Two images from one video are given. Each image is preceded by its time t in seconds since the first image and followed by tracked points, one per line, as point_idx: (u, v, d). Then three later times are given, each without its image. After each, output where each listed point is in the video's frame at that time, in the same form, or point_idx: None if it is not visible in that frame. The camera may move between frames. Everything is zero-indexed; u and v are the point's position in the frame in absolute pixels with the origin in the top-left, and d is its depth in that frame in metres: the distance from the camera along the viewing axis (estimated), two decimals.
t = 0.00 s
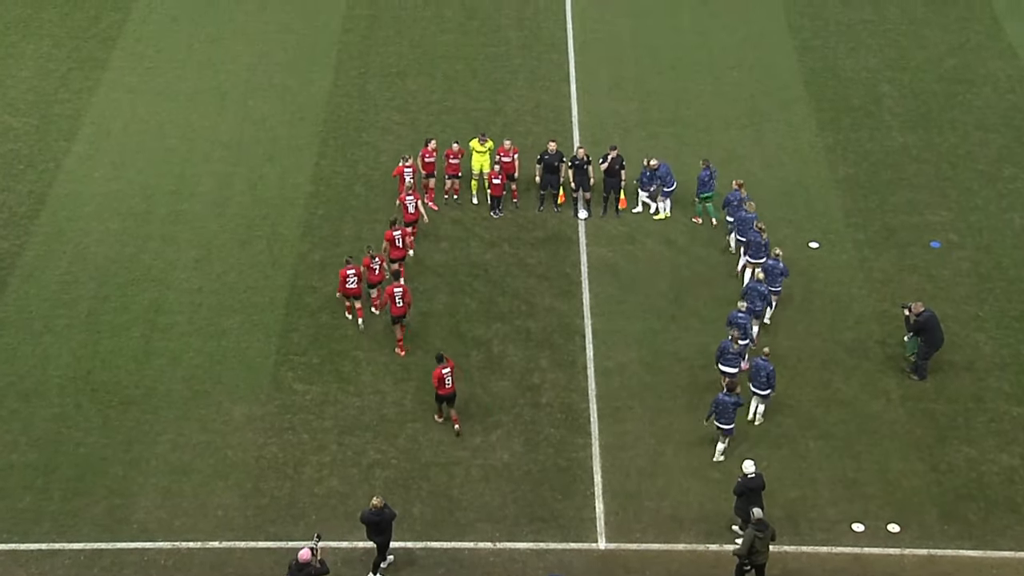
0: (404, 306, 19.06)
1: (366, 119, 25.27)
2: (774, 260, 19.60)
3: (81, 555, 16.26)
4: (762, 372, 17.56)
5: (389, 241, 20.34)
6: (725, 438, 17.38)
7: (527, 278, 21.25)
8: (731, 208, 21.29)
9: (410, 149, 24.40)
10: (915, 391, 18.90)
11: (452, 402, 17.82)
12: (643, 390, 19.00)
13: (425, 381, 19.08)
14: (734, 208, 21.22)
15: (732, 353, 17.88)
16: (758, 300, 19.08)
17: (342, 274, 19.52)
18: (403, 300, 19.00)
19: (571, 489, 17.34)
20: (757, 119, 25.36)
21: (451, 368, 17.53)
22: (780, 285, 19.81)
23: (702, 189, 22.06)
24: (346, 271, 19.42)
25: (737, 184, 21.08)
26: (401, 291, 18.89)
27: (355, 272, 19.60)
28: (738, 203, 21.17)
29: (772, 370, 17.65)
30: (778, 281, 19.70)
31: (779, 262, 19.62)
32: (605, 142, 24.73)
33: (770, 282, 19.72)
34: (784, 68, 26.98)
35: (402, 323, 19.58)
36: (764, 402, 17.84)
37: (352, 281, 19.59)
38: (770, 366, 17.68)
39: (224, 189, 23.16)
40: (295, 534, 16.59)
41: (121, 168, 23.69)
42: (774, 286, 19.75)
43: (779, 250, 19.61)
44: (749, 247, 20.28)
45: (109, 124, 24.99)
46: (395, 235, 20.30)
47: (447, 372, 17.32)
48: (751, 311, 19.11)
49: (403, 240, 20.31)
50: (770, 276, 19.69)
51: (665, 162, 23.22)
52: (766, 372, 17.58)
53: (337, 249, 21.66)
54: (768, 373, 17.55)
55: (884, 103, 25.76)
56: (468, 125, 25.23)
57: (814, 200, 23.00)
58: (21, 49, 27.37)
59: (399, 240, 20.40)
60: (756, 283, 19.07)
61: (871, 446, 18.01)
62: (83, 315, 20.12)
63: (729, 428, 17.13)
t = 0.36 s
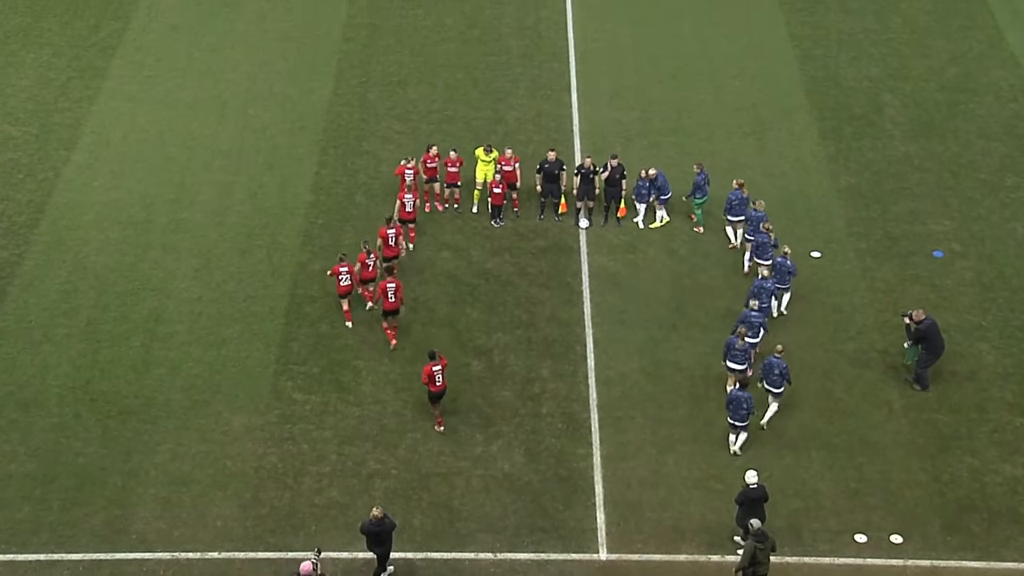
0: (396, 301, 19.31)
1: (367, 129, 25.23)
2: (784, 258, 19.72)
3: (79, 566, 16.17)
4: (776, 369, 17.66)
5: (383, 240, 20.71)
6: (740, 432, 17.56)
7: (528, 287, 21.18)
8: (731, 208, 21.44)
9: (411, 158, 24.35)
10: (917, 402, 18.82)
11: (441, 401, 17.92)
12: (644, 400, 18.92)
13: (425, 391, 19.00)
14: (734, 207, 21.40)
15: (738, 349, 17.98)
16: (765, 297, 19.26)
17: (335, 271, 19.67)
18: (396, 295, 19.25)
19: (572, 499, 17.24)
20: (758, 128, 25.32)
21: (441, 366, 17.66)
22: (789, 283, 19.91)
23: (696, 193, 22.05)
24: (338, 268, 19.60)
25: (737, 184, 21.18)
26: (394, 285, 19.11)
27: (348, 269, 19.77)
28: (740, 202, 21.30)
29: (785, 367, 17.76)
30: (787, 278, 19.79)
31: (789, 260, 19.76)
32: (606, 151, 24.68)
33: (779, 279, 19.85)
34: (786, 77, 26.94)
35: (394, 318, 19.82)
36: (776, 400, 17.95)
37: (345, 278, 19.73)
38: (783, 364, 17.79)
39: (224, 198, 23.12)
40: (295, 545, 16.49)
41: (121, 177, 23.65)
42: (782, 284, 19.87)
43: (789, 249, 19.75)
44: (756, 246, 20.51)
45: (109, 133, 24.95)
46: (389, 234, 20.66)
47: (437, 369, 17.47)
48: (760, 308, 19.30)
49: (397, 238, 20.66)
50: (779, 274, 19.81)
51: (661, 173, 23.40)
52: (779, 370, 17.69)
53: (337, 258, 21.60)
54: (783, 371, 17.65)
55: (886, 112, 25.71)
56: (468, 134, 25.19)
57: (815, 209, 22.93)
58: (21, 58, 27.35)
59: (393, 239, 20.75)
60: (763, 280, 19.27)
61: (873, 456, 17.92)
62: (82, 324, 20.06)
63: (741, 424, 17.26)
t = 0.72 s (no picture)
0: (389, 299, 19.49)
1: (369, 136, 25.19)
2: (795, 256, 19.95)
3: None
4: (790, 366, 17.81)
5: (378, 237, 20.63)
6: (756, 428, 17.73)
7: (530, 295, 21.11)
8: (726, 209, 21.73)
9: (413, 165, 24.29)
10: (921, 410, 18.73)
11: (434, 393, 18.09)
12: (646, 409, 18.84)
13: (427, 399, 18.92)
14: (729, 207, 21.70)
15: (750, 347, 18.15)
16: (775, 293, 19.44)
17: (332, 264, 20.11)
18: (388, 293, 19.43)
19: (574, 508, 17.15)
20: (761, 135, 25.26)
21: (436, 360, 17.76)
22: (801, 280, 20.13)
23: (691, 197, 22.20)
24: (335, 262, 20.06)
25: (731, 185, 21.48)
26: (387, 283, 19.28)
27: (344, 263, 20.15)
28: (734, 204, 21.63)
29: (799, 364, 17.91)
30: (799, 276, 20.04)
31: (800, 259, 19.98)
32: (609, 159, 24.63)
33: (790, 277, 20.08)
34: (789, 84, 26.89)
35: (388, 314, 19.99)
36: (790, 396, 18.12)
37: (341, 271, 20.15)
38: (797, 360, 17.94)
39: (225, 205, 23.07)
40: (295, 554, 16.41)
41: (122, 184, 23.60)
42: (794, 281, 20.09)
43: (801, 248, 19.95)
44: (762, 246, 20.70)
45: (110, 140, 24.92)
46: (384, 232, 20.57)
47: (432, 363, 17.57)
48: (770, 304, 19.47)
49: (391, 236, 20.58)
50: (790, 271, 20.04)
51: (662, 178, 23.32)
52: (793, 367, 17.84)
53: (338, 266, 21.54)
54: (797, 367, 17.80)
55: (890, 120, 25.65)
56: (470, 142, 25.14)
57: (818, 216, 22.86)
58: (22, 65, 27.33)
59: (388, 236, 20.67)
60: (773, 276, 19.45)
61: (877, 465, 17.82)
62: (82, 332, 20.00)
63: (758, 420, 17.40)
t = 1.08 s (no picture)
0: (382, 289, 19.59)
1: (370, 140, 25.14)
2: (807, 251, 19.93)
3: None
4: (806, 359, 17.85)
5: (371, 230, 20.96)
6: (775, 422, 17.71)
7: (532, 300, 21.05)
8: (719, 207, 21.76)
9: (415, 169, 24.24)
10: (925, 416, 18.65)
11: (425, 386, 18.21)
12: (648, 414, 18.77)
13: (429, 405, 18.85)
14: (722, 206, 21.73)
15: (764, 341, 18.27)
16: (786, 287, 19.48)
17: (324, 258, 19.94)
18: (382, 283, 19.53)
19: (577, 514, 17.07)
20: (764, 140, 25.20)
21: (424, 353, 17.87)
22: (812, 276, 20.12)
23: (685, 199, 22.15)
24: (328, 255, 19.89)
25: (725, 184, 21.54)
26: (379, 274, 19.41)
27: (337, 256, 20.02)
28: (727, 204, 21.63)
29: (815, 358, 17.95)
30: (810, 271, 20.01)
31: (812, 253, 19.96)
32: (611, 163, 24.59)
33: (801, 272, 20.06)
34: (792, 88, 26.84)
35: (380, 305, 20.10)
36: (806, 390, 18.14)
37: (334, 265, 20.04)
38: (813, 354, 17.98)
39: (226, 209, 23.02)
40: (296, 559, 16.34)
41: (122, 189, 23.55)
42: (806, 276, 20.07)
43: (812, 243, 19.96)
44: (773, 242, 20.78)
45: (111, 144, 24.87)
46: (376, 224, 20.90)
47: (421, 357, 17.66)
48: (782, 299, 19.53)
49: (385, 229, 20.91)
50: (802, 266, 20.03)
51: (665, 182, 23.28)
52: (810, 360, 17.88)
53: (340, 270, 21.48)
54: (813, 360, 17.85)
55: (893, 124, 25.60)
56: (472, 146, 25.09)
57: (822, 221, 22.80)
58: (23, 69, 27.30)
59: (381, 229, 21.00)
60: (783, 269, 19.56)
61: (881, 471, 17.74)
62: (83, 336, 19.94)
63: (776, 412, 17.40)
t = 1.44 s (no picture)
0: (376, 281, 19.91)
1: (371, 144, 25.09)
2: (815, 244, 20.16)
3: None
4: (818, 353, 17.92)
5: (367, 225, 21.26)
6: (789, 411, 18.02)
7: (533, 304, 20.98)
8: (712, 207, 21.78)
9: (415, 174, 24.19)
10: (927, 421, 18.57)
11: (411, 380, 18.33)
12: (649, 419, 18.70)
13: (429, 410, 18.79)
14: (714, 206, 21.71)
15: (774, 333, 18.52)
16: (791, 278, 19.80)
17: (318, 250, 20.35)
18: (375, 275, 19.86)
19: (577, 519, 17.00)
20: (765, 144, 25.14)
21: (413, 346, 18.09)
22: (820, 268, 20.37)
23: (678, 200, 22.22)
24: (321, 247, 20.30)
25: (717, 185, 21.43)
26: (373, 265, 19.72)
27: (331, 249, 20.41)
28: (720, 205, 21.64)
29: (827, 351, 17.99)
30: (818, 264, 20.28)
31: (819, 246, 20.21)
32: (612, 168, 24.55)
33: (809, 264, 20.32)
34: (794, 92, 26.79)
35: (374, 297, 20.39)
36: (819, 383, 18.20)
37: (328, 257, 20.41)
38: (825, 347, 18.03)
39: (226, 213, 22.96)
40: (296, 565, 16.28)
41: (122, 193, 23.50)
42: (814, 269, 20.34)
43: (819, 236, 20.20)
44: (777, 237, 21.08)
45: (110, 148, 24.83)
46: (373, 219, 21.22)
47: (410, 349, 17.90)
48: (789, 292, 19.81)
49: (381, 223, 21.22)
50: (810, 259, 20.30)
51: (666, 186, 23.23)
52: (821, 353, 17.93)
53: (340, 275, 21.42)
54: (825, 353, 17.90)
55: (895, 128, 25.55)
56: (473, 150, 25.04)
57: (823, 225, 22.74)
58: (22, 72, 27.25)
59: (377, 224, 21.31)
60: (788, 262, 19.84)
61: (883, 476, 17.66)
62: (82, 341, 19.88)
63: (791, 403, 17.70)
